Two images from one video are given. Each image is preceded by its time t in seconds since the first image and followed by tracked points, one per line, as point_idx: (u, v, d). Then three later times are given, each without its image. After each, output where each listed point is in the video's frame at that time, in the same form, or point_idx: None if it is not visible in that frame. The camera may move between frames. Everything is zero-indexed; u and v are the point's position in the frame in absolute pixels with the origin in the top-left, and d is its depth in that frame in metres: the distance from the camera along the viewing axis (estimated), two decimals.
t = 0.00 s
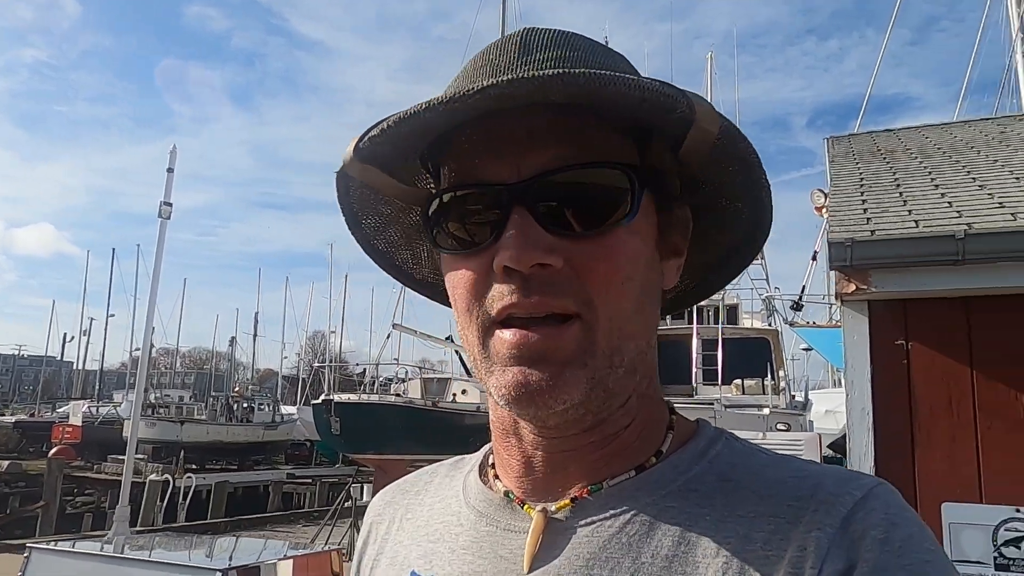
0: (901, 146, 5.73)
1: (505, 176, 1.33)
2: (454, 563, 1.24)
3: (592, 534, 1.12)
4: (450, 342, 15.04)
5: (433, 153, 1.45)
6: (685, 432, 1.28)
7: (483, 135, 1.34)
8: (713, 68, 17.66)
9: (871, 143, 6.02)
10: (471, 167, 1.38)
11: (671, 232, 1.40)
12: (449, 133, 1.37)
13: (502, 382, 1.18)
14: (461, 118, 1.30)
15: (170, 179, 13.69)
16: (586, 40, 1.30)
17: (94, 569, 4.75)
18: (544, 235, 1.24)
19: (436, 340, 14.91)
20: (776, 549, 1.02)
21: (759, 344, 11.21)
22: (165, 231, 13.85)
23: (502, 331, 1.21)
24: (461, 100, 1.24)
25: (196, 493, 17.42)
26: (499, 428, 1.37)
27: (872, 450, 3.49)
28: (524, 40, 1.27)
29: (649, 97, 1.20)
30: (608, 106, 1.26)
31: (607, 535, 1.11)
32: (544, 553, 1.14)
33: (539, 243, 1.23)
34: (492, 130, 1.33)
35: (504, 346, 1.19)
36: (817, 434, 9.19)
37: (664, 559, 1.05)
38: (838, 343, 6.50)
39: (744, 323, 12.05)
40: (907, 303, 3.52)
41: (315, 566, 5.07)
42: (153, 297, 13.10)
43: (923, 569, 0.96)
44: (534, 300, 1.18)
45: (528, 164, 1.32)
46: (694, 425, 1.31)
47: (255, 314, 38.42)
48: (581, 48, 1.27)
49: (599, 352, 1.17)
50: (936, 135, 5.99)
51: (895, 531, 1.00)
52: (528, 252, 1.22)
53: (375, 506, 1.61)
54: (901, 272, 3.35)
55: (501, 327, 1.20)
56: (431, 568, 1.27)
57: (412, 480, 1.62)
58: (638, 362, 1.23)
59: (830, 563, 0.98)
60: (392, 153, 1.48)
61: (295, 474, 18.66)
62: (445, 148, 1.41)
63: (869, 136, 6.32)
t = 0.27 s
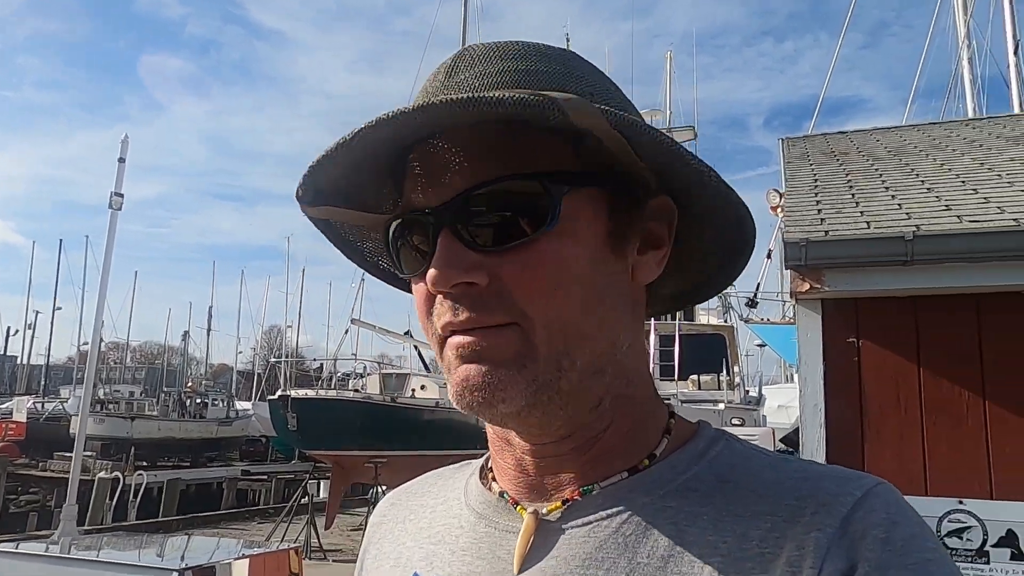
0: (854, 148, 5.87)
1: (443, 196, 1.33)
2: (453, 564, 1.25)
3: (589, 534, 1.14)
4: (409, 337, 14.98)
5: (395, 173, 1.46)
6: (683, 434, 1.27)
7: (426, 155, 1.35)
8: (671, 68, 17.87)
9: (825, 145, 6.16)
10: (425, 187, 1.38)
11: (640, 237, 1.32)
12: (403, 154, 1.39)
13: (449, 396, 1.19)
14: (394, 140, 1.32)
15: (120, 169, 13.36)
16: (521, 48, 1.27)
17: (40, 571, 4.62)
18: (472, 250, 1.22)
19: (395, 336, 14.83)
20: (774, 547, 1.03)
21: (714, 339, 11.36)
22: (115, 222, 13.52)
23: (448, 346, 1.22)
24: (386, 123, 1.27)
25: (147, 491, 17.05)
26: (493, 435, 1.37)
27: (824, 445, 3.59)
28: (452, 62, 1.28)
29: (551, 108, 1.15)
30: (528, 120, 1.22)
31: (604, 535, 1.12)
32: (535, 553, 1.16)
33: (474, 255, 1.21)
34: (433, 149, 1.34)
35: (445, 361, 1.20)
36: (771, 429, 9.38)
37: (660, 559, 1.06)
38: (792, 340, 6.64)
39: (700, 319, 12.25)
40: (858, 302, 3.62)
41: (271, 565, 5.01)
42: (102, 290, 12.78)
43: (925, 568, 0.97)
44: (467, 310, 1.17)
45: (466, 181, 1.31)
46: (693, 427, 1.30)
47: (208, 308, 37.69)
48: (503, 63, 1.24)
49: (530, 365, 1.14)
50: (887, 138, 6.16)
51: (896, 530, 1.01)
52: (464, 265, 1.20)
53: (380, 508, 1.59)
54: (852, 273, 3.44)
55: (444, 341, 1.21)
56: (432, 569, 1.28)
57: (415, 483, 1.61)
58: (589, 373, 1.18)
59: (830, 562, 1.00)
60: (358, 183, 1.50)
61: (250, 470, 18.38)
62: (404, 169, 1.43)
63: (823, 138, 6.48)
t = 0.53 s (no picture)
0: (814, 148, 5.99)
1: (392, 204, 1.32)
2: (443, 556, 1.25)
3: (581, 529, 1.14)
4: (373, 333, 14.89)
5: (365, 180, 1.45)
6: (674, 435, 1.27)
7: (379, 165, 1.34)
8: (635, 66, 18.00)
9: (786, 144, 6.28)
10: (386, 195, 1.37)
11: (601, 236, 1.27)
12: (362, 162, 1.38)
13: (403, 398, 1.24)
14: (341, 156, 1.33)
15: (75, 161, 13.02)
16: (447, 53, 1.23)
17: None
18: (411, 258, 1.23)
19: (359, 332, 14.72)
20: (766, 550, 1.05)
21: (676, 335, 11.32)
22: (70, 216, 13.17)
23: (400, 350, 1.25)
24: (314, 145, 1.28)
25: (103, 491, 16.68)
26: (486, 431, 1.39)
27: (782, 438, 3.66)
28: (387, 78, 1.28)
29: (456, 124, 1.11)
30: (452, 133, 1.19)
31: (596, 532, 1.13)
32: (520, 549, 1.16)
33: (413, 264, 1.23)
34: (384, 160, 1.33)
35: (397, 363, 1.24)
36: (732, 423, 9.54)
37: (652, 559, 1.08)
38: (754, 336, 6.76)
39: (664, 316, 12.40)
40: (817, 299, 3.69)
41: (232, 564, 4.94)
42: (56, 285, 12.45)
43: (915, 569, 1.00)
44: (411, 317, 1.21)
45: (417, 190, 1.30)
46: (687, 427, 1.29)
47: (165, 304, 36.94)
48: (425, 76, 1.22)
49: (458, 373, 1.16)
50: (845, 139, 6.30)
51: (888, 533, 1.04)
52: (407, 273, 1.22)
53: (372, 490, 1.58)
54: (812, 270, 3.50)
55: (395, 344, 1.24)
56: (424, 558, 1.27)
57: (410, 468, 1.59)
58: (527, 382, 1.17)
59: (823, 563, 1.02)
60: (334, 197, 1.49)
61: (209, 469, 18.09)
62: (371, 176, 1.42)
63: (784, 137, 6.60)
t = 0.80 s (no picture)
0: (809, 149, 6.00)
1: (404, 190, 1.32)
2: (436, 563, 1.24)
3: (578, 533, 1.14)
4: (369, 334, 14.88)
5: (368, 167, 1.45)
6: (669, 435, 1.27)
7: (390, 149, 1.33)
8: (632, 67, 18.03)
9: (781, 146, 6.29)
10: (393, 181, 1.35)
11: (612, 232, 1.28)
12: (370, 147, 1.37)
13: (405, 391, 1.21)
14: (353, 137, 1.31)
15: (70, 162, 13.01)
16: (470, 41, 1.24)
17: None
18: (421, 248, 1.22)
19: (355, 333, 14.72)
20: (764, 551, 1.05)
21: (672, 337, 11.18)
22: (65, 217, 13.16)
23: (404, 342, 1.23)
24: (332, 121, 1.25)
25: (97, 492, 16.64)
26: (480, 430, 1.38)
27: (778, 437, 3.66)
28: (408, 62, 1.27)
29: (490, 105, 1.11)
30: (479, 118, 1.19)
31: (593, 535, 1.13)
32: (519, 555, 1.15)
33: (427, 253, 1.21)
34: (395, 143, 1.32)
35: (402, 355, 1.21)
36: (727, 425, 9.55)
37: (651, 559, 1.07)
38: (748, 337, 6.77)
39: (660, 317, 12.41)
40: (812, 300, 3.70)
41: (226, 566, 4.93)
42: (51, 286, 12.42)
43: (909, 570, 1.00)
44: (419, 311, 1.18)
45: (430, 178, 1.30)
46: (680, 427, 1.29)
47: (161, 304, 36.87)
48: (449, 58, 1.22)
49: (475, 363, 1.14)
50: (841, 140, 6.32)
51: (882, 533, 1.03)
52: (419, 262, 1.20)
53: (354, 502, 1.57)
54: (807, 271, 3.51)
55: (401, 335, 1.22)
56: (415, 567, 1.27)
57: (391, 475, 1.59)
58: (542, 375, 1.17)
59: (821, 565, 1.02)
60: (330, 183, 1.48)
61: (205, 470, 18.05)
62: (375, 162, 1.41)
63: (779, 139, 6.61)
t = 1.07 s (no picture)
0: (807, 151, 6.01)
1: (434, 181, 1.32)
2: (434, 564, 1.23)
3: (576, 534, 1.13)
4: (368, 335, 14.89)
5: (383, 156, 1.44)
6: (666, 433, 1.28)
7: (419, 135, 1.33)
8: (631, 69, 18.07)
9: (780, 147, 6.30)
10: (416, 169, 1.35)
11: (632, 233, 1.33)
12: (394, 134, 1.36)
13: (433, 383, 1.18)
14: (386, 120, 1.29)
15: (69, 163, 13.03)
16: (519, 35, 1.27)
17: None
18: (463, 238, 1.21)
19: (354, 334, 14.72)
20: (760, 550, 1.05)
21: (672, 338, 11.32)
22: (64, 218, 13.17)
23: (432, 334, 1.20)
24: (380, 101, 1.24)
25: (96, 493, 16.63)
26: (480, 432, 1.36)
27: (776, 439, 3.67)
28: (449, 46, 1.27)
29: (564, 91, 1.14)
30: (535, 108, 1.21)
31: (591, 536, 1.12)
32: (520, 556, 1.15)
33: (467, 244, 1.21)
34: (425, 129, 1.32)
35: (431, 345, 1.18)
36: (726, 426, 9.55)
37: (650, 559, 1.07)
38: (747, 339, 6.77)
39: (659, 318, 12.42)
40: (810, 301, 3.70)
41: (224, 566, 4.92)
42: (50, 286, 12.42)
43: (902, 567, 1.00)
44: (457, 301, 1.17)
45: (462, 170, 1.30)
46: (676, 425, 1.31)
47: (160, 305, 36.86)
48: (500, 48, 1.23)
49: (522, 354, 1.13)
50: (840, 141, 6.33)
51: (876, 531, 1.04)
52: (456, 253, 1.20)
53: (349, 505, 1.57)
54: (805, 273, 3.51)
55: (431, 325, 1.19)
56: (412, 568, 1.26)
57: (386, 478, 1.59)
58: (579, 367, 1.18)
59: (816, 563, 1.02)
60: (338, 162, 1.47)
61: (203, 471, 18.03)
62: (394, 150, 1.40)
63: (778, 140, 6.62)
